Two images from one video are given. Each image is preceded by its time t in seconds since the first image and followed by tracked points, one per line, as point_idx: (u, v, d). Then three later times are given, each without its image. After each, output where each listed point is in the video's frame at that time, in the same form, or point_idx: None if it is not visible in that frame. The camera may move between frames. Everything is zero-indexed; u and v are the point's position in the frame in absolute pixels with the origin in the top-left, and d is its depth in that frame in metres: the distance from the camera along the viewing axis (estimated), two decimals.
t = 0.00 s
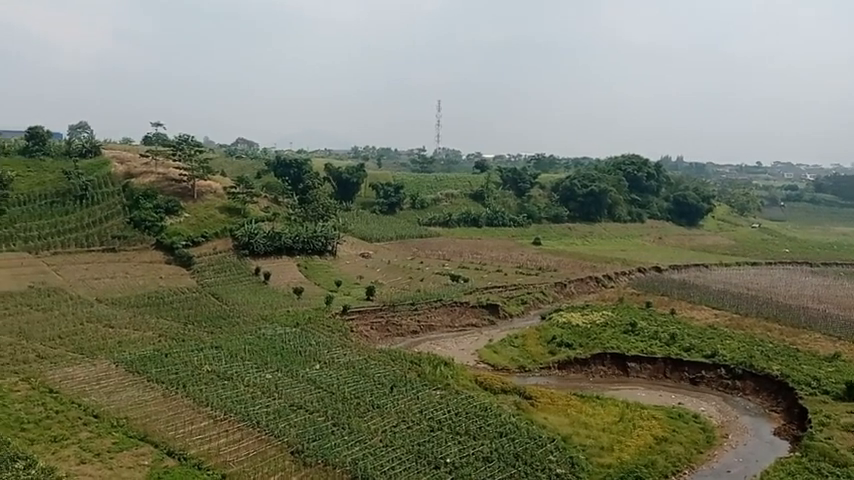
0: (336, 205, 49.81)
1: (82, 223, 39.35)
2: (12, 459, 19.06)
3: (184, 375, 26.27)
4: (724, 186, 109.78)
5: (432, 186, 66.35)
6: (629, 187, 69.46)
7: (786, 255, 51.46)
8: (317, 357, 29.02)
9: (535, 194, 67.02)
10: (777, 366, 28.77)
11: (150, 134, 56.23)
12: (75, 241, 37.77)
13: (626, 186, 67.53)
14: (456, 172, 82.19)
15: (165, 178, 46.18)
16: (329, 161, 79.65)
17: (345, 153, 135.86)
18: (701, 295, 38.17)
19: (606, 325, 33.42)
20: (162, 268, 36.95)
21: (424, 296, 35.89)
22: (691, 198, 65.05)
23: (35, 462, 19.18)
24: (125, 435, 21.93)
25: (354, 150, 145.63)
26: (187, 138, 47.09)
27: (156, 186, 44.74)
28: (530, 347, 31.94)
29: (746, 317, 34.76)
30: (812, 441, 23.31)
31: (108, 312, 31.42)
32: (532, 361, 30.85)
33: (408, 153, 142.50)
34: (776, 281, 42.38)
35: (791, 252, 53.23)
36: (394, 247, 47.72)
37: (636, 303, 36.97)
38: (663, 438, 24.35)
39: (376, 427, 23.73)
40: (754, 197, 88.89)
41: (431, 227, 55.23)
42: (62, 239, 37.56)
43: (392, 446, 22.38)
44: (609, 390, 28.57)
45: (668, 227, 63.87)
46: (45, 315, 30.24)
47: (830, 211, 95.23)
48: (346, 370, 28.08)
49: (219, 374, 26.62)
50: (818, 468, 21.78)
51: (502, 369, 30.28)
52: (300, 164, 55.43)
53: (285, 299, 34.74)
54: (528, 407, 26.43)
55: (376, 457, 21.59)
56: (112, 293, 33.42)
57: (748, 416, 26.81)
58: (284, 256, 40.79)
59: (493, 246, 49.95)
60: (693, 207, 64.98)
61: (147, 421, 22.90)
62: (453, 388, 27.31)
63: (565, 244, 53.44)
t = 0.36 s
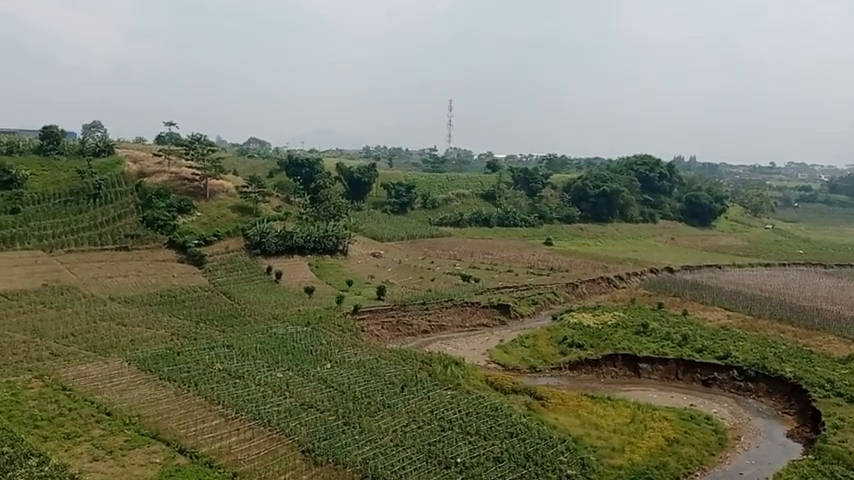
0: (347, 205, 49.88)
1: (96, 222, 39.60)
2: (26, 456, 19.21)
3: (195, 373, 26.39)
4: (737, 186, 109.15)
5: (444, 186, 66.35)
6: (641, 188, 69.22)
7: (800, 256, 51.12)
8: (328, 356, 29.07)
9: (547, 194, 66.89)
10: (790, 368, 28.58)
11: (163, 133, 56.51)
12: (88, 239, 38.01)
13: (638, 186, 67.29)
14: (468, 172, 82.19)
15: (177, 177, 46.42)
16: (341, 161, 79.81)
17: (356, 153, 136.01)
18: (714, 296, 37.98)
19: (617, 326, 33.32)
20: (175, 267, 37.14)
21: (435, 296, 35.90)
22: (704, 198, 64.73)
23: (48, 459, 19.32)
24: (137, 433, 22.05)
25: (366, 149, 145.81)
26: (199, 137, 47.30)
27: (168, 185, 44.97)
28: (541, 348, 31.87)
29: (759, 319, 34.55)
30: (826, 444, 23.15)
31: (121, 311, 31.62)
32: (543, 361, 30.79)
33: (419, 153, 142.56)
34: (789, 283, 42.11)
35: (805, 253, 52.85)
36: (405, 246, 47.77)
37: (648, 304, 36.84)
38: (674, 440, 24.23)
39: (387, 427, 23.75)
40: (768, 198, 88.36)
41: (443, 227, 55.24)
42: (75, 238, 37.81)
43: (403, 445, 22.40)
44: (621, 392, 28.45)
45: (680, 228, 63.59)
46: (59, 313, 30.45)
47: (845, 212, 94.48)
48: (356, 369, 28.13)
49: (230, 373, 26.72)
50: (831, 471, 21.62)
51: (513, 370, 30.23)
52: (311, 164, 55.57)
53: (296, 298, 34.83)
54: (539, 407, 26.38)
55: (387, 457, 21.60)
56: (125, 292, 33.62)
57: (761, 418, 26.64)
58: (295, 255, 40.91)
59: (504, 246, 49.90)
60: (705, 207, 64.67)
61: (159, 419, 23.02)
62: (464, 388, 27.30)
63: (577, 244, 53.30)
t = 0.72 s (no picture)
0: (355, 205, 49.92)
1: (104, 220, 39.76)
2: (34, 453, 19.31)
3: (203, 372, 26.45)
4: (746, 187, 108.72)
5: (451, 186, 66.33)
6: (649, 188, 69.05)
7: (809, 257, 50.91)
8: (335, 355, 29.09)
9: (554, 194, 66.81)
10: (798, 370, 28.46)
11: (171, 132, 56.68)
12: (96, 238, 38.17)
13: (646, 186, 67.13)
14: (475, 172, 82.11)
15: (185, 176, 46.55)
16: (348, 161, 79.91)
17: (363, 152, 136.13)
18: (722, 297, 37.85)
19: (624, 326, 33.25)
20: (182, 266, 37.26)
21: (442, 296, 35.91)
22: (712, 199, 64.52)
23: (56, 456, 19.41)
24: (144, 431, 22.13)
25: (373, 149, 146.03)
26: (207, 137, 47.42)
27: (176, 184, 45.12)
28: (548, 348, 31.83)
29: (767, 320, 34.41)
30: (834, 446, 23.05)
31: (129, 309, 31.74)
32: (550, 361, 30.75)
33: (426, 152, 142.63)
34: (798, 284, 41.92)
35: (814, 254, 52.61)
36: (412, 246, 47.78)
37: (655, 305, 36.75)
38: (681, 441, 24.15)
39: (393, 426, 23.75)
40: (776, 199, 88.00)
41: (450, 227, 55.23)
42: (84, 236, 37.98)
43: (409, 445, 22.40)
44: (627, 392, 28.38)
45: (688, 228, 63.41)
46: (67, 311, 30.59)
47: None
48: (363, 369, 28.15)
49: (237, 371, 26.78)
50: (839, 473, 21.52)
51: (520, 370, 30.18)
52: (319, 163, 55.64)
53: (303, 297, 34.89)
54: (545, 408, 26.35)
55: (393, 456, 21.60)
56: (132, 290, 33.75)
57: (769, 420, 26.53)
58: (303, 254, 40.97)
59: (511, 246, 49.85)
60: (714, 208, 64.46)
61: (167, 417, 23.10)
62: (470, 388, 27.29)
63: (585, 244, 53.21)
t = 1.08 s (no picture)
0: (362, 204, 49.97)
1: (113, 219, 39.93)
2: (42, 451, 19.39)
3: (210, 370, 26.52)
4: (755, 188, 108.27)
5: (459, 186, 66.34)
6: (658, 189, 68.90)
7: (818, 259, 50.68)
8: (342, 355, 29.12)
9: (562, 195, 66.70)
10: (807, 372, 28.32)
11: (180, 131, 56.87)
12: (106, 237, 38.33)
13: (655, 187, 66.98)
14: (483, 172, 82.14)
15: (194, 175, 46.69)
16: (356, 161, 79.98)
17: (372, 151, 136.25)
18: (730, 299, 37.72)
19: (632, 328, 33.17)
20: (191, 265, 37.37)
21: (449, 296, 35.92)
22: (721, 200, 64.33)
23: (65, 453, 19.50)
24: (152, 429, 22.20)
25: (381, 149, 146.12)
26: (216, 136, 47.55)
27: (185, 183, 45.27)
28: (555, 349, 31.78)
29: (776, 322, 34.27)
30: (843, 449, 22.93)
31: (138, 308, 31.86)
32: (557, 362, 30.71)
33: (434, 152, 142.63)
34: (808, 286, 41.74)
35: (824, 256, 52.39)
36: (419, 246, 47.81)
37: (663, 306, 36.66)
38: (689, 443, 24.07)
39: (400, 426, 23.76)
40: (786, 201, 87.61)
41: (457, 227, 55.24)
42: (93, 235, 38.15)
43: (416, 445, 22.41)
44: (635, 394, 28.32)
45: (697, 229, 63.25)
46: (76, 309, 30.74)
47: None
48: (370, 368, 28.17)
49: (245, 370, 26.84)
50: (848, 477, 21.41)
51: (527, 371, 30.14)
52: (327, 163, 55.73)
53: (311, 297, 34.95)
54: (553, 408, 26.31)
55: (400, 456, 21.61)
56: (141, 289, 33.88)
57: (777, 422, 26.42)
58: (310, 254, 41.04)
59: (519, 247, 49.81)
60: (723, 210, 64.28)
61: (174, 416, 23.16)
62: (477, 388, 27.28)
63: (593, 245, 53.11)
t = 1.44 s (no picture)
0: (375, 204, 50.03)
1: (127, 218, 40.19)
2: (57, 447, 19.54)
3: (223, 369, 26.62)
4: (770, 190, 107.45)
5: (471, 187, 66.28)
6: (672, 190, 68.57)
7: (834, 262, 50.26)
8: (354, 355, 29.16)
9: (575, 196, 66.48)
10: (822, 376, 28.06)
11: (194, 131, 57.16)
12: (120, 236, 38.60)
13: (668, 189, 66.67)
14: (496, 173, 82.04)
15: (207, 175, 46.92)
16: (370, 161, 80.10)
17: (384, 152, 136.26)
18: (745, 302, 37.45)
19: (645, 330, 33.01)
20: (204, 264, 37.56)
21: (462, 296, 35.89)
22: (735, 202, 63.94)
23: (79, 450, 19.64)
24: (165, 427, 22.32)
25: (394, 149, 146.18)
26: (229, 136, 47.75)
27: (199, 183, 45.50)
28: (568, 351, 31.67)
29: (791, 325, 33.99)
30: None
31: (151, 306, 32.05)
32: (570, 364, 30.61)
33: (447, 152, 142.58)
34: (824, 289, 41.39)
35: (840, 259, 51.94)
36: (432, 246, 47.81)
37: (677, 309, 36.46)
38: (702, 446, 23.92)
39: (412, 426, 23.75)
40: (802, 202, 86.91)
41: (470, 228, 55.19)
42: (108, 234, 38.43)
43: (427, 446, 22.39)
44: (648, 396, 28.17)
45: (711, 231, 62.88)
46: (91, 308, 30.96)
47: None
48: (382, 368, 28.18)
49: (257, 370, 26.93)
50: None
51: (539, 372, 30.05)
52: (340, 163, 55.84)
53: (323, 297, 35.02)
54: (565, 410, 26.22)
55: (411, 456, 21.60)
56: (155, 288, 34.09)
57: (791, 426, 26.20)
58: (323, 254, 41.13)
59: (532, 248, 49.70)
60: (737, 211, 63.89)
61: (187, 414, 23.27)
62: (489, 389, 27.24)
63: (606, 247, 52.94)
